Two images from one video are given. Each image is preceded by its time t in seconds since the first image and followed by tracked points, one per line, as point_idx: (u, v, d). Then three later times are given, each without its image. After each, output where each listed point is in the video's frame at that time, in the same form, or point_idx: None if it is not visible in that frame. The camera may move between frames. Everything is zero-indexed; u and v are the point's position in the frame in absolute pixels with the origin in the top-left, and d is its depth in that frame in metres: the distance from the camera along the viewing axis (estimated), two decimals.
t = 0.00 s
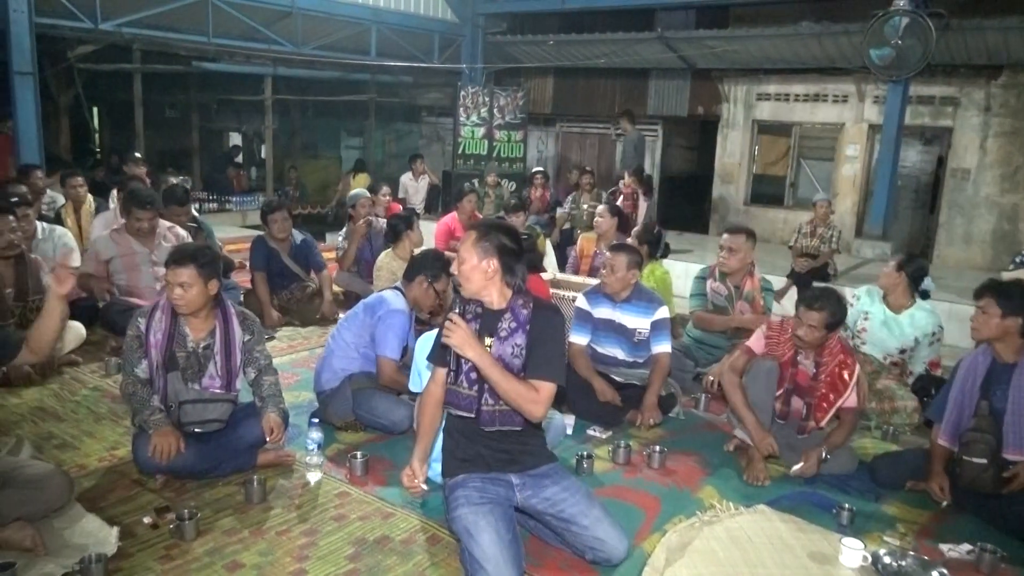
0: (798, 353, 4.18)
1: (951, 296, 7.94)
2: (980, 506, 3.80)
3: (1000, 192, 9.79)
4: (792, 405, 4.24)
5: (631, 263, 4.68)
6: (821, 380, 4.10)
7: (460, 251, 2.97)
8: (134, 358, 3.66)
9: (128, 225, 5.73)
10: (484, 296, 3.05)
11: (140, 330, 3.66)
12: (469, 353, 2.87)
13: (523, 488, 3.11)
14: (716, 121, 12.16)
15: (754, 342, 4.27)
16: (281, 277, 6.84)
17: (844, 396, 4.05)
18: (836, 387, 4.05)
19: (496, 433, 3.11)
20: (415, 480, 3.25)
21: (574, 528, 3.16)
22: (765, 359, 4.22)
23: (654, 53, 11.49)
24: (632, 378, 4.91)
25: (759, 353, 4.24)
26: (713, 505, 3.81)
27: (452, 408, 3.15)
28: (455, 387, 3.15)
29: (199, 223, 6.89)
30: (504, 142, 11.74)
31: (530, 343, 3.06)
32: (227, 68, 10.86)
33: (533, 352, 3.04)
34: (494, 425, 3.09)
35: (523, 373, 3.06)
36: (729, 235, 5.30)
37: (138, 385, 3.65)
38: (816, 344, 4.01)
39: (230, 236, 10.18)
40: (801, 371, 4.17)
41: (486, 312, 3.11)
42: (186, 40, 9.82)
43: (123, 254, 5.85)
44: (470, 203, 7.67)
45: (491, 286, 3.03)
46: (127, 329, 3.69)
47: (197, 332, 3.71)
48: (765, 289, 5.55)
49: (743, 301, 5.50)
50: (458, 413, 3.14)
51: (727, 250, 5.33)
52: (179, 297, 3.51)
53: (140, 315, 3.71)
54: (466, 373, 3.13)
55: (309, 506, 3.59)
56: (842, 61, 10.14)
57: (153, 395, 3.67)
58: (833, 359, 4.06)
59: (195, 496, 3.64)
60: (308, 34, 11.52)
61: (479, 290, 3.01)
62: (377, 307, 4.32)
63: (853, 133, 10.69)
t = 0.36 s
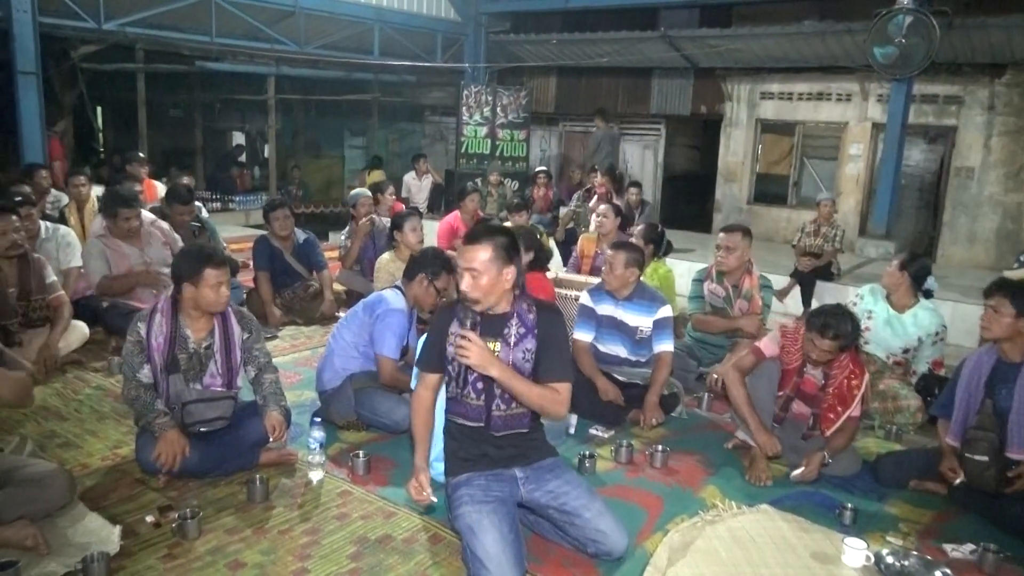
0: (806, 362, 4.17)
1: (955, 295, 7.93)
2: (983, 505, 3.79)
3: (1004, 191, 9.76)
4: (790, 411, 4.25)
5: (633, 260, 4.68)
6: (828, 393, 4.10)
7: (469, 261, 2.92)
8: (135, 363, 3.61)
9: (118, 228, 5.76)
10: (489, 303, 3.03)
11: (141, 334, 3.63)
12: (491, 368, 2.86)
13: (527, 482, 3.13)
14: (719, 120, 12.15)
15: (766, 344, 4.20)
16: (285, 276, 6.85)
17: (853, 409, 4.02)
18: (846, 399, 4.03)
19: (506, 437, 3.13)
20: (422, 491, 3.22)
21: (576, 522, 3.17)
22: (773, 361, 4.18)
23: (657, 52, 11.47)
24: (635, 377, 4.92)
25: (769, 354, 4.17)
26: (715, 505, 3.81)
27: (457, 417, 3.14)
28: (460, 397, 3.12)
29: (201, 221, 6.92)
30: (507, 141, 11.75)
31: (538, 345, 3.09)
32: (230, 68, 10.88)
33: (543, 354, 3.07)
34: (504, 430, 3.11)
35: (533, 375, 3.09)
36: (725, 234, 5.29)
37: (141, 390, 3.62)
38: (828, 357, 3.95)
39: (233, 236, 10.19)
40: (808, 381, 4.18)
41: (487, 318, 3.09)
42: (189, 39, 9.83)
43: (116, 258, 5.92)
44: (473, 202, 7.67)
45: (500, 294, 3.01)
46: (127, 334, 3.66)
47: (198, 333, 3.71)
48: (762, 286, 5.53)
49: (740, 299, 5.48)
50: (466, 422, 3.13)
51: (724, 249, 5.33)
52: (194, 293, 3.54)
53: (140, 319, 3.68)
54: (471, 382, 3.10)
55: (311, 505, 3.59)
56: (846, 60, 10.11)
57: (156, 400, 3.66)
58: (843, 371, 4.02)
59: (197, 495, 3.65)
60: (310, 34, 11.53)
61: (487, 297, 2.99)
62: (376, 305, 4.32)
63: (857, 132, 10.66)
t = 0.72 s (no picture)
0: (806, 362, 4.14)
1: (958, 294, 7.91)
2: (986, 502, 3.79)
3: (1009, 190, 9.73)
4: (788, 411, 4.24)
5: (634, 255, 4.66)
6: (829, 390, 4.07)
7: (543, 266, 2.92)
8: (142, 367, 3.56)
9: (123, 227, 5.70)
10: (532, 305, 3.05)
11: (150, 337, 3.57)
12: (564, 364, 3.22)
13: (532, 479, 3.13)
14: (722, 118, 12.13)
15: (763, 344, 4.17)
16: (288, 274, 6.86)
17: (854, 407, 3.98)
18: (846, 398, 3.99)
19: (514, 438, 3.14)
20: (476, 486, 2.94)
21: (580, 518, 3.17)
22: (776, 360, 4.15)
23: (661, 50, 11.45)
24: (636, 375, 4.87)
25: (769, 353, 4.14)
26: (717, 504, 3.80)
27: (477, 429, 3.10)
28: (492, 408, 3.07)
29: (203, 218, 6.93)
30: (511, 139, 11.75)
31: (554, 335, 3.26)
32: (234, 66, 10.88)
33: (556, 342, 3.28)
34: (539, 424, 3.18)
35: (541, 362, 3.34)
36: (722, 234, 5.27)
37: (145, 397, 3.57)
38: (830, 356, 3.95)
39: (238, 234, 10.21)
40: (810, 380, 4.16)
41: (512, 321, 3.09)
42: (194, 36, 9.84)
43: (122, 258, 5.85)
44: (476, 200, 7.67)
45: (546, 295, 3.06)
46: (132, 337, 3.57)
47: (205, 333, 3.69)
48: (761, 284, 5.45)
49: (736, 296, 5.49)
50: (496, 433, 3.10)
51: (721, 249, 5.31)
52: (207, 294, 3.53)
53: (145, 320, 3.61)
54: (504, 391, 3.07)
55: (313, 503, 3.59)
56: (850, 58, 10.08)
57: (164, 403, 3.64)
58: (843, 368, 4.00)
59: (200, 492, 3.66)
60: (314, 32, 11.53)
61: (536, 303, 3.02)
62: (381, 304, 4.34)
63: (861, 130, 10.63)
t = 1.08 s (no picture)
0: (806, 360, 4.14)
1: (963, 293, 7.88)
2: (990, 501, 3.78)
3: (1014, 188, 9.69)
4: (791, 410, 4.20)
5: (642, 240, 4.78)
6: (829, 389, 4.11)
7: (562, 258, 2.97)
8: (146, 366, 3.59)
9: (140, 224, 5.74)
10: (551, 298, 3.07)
11: (154, 336, 3.59)
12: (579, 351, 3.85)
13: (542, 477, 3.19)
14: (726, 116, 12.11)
15: (760, 343, 4.16)
16: (291, 272, 6.87)
17: (856, 403, 4.03)
18: (847, 395, 4.04)
19: (533, 435, 3.16)
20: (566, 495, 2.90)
21: (590, 513, 3.20)
22: (776, 357, 4.11)
23: (665, 48, 11.42)
24: (636, 369, 4.89)
25: (769, 351, 4.13)
26: (720, 502, 3.80)
27: (537, 430, 3.15)
28: (544, 405, 3.13)
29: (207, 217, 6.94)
30: (514, 138, 11.74)
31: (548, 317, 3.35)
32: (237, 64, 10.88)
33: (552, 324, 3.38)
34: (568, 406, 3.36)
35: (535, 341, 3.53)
36: (723, 232, 5.22)
37: (150, 396, 3.60)
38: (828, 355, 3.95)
39: (241, 232, 10.22)
40: (810, 378, 4.15)
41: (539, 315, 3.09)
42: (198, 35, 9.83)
43: (135, 257, 5.89)
44: (479, 199, 7.67)
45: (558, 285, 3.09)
46: (136, 336, 3.59)
47: (210, 333, 3.70)
48: (760, 282, 5.47)
49: (737, 294, 5.49)
50: (543, 431, 3.17)
51: (725, 246, 5.27)
52: (212, 295, 3.53)
53: (149, 320, 3.62)
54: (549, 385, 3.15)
55: (316, 501, 3.60)
56: (854, 56, 10.04)
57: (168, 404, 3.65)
58: (844, 366, 4.06)
59: (204, 490, 3.66)
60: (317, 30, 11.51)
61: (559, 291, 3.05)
62: (383, 302, 4.35)
63: (865, 128, 10.61)
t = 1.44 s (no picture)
0: (810, 356, 4.12)
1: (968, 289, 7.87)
2: (996, 498, 3.78)
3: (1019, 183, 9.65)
4: (796, 406, 4.21)
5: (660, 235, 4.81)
6: (833, 385, 4.08)
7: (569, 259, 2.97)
8: (153, 362, 3.61)
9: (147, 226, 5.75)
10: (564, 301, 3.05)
11: (158, 333, 3.60)
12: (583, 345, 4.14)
13: (555, 471, 3.17)
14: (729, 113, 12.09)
15: (762, 340, 4.19)
16: (296, 273, 6.89)
17: (858, 400, 4.01)
18: (850, 391, 4.02)
19: (553, 436, 3.16)
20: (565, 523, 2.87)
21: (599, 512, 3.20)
22: (779, 354, 4.13)
23: (667, 46, 11.40)
24: (641, 363, 4.97)
25: (772, 349, 4.16)
26: (726, 500, 3.80)
27: (558, 432, 3.14)
28: (562, 407, 3.13)
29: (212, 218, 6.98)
30: (518, 137, 11.74)
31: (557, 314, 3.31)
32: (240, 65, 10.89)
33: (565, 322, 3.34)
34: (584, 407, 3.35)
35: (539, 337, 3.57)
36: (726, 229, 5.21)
37: (159, 394, 3.61)
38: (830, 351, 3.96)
39: (245, 232, 10.25)
40: (813, 375, 4.14)
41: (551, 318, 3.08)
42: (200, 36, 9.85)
43: (144, 257, 5.90)
44: (483, 198, 7.68)
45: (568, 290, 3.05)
46: (140, 334, 3.60)
47: (212, 329, 3.72)
48: (761, 280, 5.41)
49: (738, 295, 5.40)
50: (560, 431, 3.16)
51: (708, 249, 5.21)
52: (213, 288, 3.55)
53: (152, 317, 3.63)
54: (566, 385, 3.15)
55: (321, 500, 3.61)
56: (858, 52, 10.02)
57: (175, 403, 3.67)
58: (847, 363, 4.03)
59: (210, 490, 3.67)
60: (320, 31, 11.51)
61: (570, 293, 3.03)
62: (388, 301, 4.35)
63: (869, 124, 10.58)
